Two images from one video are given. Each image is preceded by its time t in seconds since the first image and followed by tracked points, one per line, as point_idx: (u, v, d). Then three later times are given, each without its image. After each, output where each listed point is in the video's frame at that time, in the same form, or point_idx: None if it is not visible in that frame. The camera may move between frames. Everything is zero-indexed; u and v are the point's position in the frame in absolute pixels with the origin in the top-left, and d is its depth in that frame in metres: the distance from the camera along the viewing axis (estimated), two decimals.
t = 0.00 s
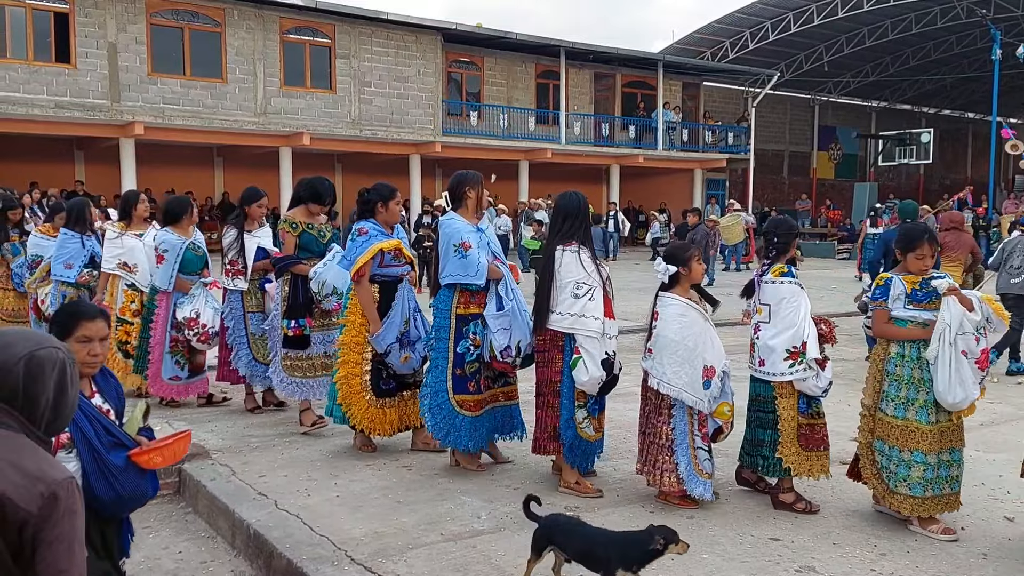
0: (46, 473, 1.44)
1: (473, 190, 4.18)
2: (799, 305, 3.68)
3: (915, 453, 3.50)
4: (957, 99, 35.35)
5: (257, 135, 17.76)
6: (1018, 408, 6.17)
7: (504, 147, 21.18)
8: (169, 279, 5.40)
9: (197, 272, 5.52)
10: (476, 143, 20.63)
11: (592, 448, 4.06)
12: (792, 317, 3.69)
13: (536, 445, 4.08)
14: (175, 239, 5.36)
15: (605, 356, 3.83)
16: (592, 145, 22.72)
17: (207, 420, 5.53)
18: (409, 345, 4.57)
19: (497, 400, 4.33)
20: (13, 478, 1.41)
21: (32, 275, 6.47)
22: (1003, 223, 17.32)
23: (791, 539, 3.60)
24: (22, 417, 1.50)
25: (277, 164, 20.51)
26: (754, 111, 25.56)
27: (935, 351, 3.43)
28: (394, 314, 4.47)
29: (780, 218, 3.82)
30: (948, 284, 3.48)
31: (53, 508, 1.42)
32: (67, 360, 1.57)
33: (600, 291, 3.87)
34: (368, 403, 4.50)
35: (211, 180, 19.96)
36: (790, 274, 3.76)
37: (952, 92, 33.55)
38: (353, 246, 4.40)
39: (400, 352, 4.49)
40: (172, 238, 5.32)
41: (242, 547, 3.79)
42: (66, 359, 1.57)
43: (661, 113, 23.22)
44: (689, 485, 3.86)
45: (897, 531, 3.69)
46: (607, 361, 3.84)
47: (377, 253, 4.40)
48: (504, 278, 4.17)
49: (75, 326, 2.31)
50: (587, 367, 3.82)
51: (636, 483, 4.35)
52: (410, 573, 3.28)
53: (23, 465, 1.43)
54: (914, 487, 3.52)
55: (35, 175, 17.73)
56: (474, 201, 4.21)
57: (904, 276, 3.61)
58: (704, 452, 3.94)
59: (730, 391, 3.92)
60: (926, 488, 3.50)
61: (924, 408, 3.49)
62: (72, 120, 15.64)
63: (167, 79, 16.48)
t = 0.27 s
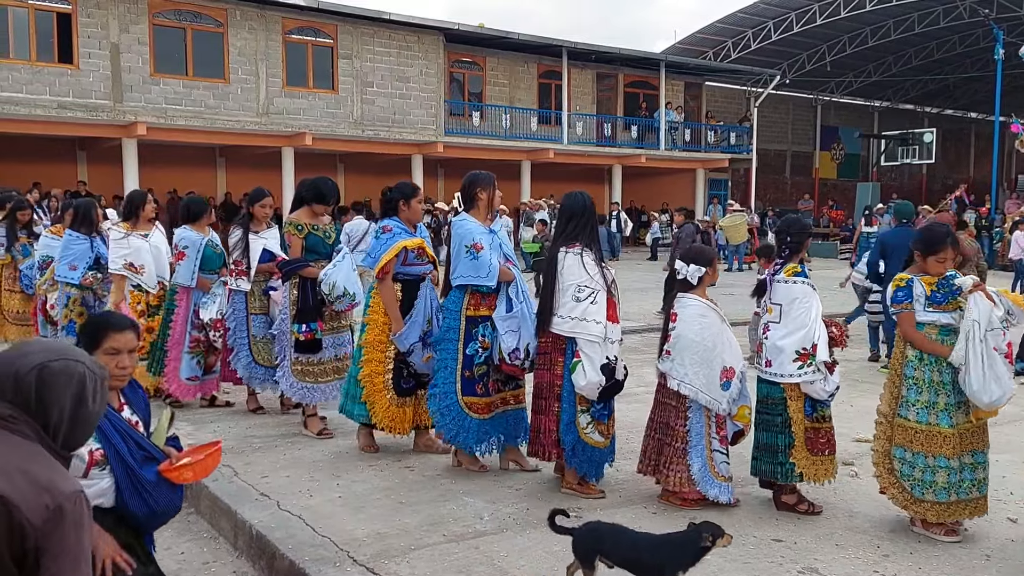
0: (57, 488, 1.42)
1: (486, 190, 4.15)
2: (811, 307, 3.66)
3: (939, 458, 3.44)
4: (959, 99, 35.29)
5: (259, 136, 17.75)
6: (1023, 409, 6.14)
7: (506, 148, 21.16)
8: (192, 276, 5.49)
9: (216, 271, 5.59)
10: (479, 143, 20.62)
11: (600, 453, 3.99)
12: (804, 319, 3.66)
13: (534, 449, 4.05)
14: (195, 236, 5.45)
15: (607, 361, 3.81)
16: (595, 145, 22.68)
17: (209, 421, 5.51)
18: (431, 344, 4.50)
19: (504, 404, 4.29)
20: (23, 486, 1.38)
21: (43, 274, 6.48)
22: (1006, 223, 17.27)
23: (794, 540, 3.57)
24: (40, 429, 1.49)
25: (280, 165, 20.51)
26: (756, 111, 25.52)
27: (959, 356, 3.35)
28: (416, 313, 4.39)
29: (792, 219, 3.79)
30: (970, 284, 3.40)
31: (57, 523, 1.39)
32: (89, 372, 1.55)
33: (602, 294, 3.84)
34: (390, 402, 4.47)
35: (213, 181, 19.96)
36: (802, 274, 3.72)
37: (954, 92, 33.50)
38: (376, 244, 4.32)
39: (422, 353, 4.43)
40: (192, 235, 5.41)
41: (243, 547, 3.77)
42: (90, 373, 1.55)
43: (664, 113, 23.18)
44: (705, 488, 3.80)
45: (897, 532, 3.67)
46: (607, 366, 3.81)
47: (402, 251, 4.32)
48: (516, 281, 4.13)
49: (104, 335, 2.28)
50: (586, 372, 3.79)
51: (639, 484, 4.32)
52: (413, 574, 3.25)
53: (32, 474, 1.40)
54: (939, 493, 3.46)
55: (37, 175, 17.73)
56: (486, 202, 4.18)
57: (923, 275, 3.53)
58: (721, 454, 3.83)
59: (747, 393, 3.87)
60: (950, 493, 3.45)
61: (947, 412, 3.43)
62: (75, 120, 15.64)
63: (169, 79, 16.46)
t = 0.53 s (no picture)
0: (67, 491, 1.40)
1: (499, 189, 4.11)
2: (823, 309, 3.62)
3: (955, 463, 3.41)
4: (961, 99, 35.25)
5: (261, 136, 17.72)
6: None
7: (508, 147, 21.12)
8: (204, 276, 5.51)
9: (228, 271, 5.60)
10: (481, 143, 20.60)
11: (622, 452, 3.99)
12: (816, 320, 3.63)
13: (537, 452, 4.03)
14: (208, 236, 5.46)
15: (603, 364, 3.77)
16: (597, 145, 22.65)
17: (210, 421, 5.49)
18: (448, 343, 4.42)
19: (521, 402, 4.26)
20: (32, 490, 1.36)
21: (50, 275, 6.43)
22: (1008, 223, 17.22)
23: (799, 542, 3.55)
24: (52, 433, 1.48)
25: (282, 165, 20.49)
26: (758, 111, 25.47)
27: (973, 362, 3.32)
28: (433, 312, 4.33)
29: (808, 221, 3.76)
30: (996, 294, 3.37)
31: (65, 528, 1.37)
32: (106, 382, 1.55)
33: (601, 297, 3.81)
34: (417, 402, 4.43)
35: (215, 180, 19.95)
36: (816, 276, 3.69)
37: (956, 92, 33.45)
38: (394, 242, 4.29)
39: (439, 352, 4.36)
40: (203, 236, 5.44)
41: (246, 548, 3.75)
42: (105, 381, 1.55)
43: (666, 113, 23.15)
44: (725, 488, 3.76)
45: (902, 532, 3.65)
46: (605, 369, 3.77)
47: (419, 249, 4.28)
48: (532, 280, 4.11)
49: (164, 342, 2.25)
50: (583, 375, 3.77)
51: (642, 485, 4.30)
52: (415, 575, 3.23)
53: (42, 478, 1.38)
54: (955, 498, 3.42)
55: (39, 175, 17.70)
56: (500, 201, 4.15)
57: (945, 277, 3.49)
58: (741, 455, 3.82)
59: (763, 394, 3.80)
60: (965, 497, 3.42)
61: (964, 416, 3.39)
62: (76, 120, 15.63)
63: (171, 79, 16.44)
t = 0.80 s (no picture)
0: (76, 497, 1.40)
1: (508, 189, 4.11)
2: (836, 309, 3.58)
3: (966, 466, 3.40)
4: (963, 99, 35.20)
5: (263, 135, 17.73)
6: None
7: (509, 147, 21.11)
8: (213, 277, 5.49)
9: (235, 270, 5.67)
10: (482, 143, 20.59)
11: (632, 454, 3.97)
12: (831, 320, 3.59)
13: (541, 452, 4.07)
14: (215, 237, 5.48)
15: (604, 367, 3.73)
16: (598, 145, 22.64)
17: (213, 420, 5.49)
18: (456, 345, 4.40)
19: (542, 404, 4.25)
20: (39, 492, 1.36)
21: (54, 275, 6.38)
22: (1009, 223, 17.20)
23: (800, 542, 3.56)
24: (60, 437, 1.48)
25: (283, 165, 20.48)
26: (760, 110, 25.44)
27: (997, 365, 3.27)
28: (441, 314, 4.29)
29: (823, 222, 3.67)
30: None
31: (74, 533, 1.37)
32: (113, 385, 1.55)
33: (608, 297, 3.77)
34: (423, 404, 4.41)
35: (217, 181, 19.96)
36: (832, 275, 3.64)
37: (958, 92, 33.40)
38: (403, 243, 4.27)
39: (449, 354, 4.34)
40: (211, 235, 5.45)
41: (249, 548, 3.74)
42: (112, 384, 1.55)
43: (667, 113, 23.13)
44: (738, 492, 3.69)
45: (904, 532, 3.65)
46: (606, 372, 3.73)
47: (428, 250, 4.26)
48: (546, 279, 4.10)
49: (212, 332, 2.20)
50: (583, 376, 3.75)
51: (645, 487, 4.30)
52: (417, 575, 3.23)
53: (49, 481, 1.38)
54: (966, 501, 3.42)
55: (41, 176, 17.72)
56: (510, 201, 4.14)
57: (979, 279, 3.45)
58: (751, 458, 3.74)
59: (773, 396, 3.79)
60: (976, 501, 3.42)
61: (977, 419, 3.38)
62: (79, 120, 15.63)
63: (172, 79, 16.45)
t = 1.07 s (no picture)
0: (74, 490, 1.40)
1: (516, 189, 4.10)
2: (849, 307, 3.58)
3: (990, 467, 3.39)
4: (965, 98, 35.17)
5: (265, 135, 17.73)
6: None
7: (511, 147, 21.11)
8: (220, 280, 5.47)
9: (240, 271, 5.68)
10: (484, 143, 20.58)
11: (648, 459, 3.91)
12: (841, 318, 3.60)
13: (551, 456, 4.06)
14: (222, 239, 5.43)
15: (623, 367, 3.71)
16: (599, 145, 22.63)
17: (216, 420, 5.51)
18: (461, 350, 4.39)
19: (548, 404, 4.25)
20: (40, 490, 1.36)
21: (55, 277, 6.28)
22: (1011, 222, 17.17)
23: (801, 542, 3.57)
24: (54, 432, 1.48)
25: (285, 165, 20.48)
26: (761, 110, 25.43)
27: (1011, 361, 3.24)
28: (448, 317, 4.29)
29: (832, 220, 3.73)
30: None
31: (74, 526, 1.38)
32: (102, 375, 1.56)
33: (628, 298, 3.75)
34: (424, 409, 4.40)
35: (218, 180, 19.97)
36: (844, 272, 3.64)
37: (960, 91, 33.36)
38: (408, 245, 4.26)
39: (453, 359, 4.33)
40: (215, 236, 5.42)
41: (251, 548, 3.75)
42: (101, 376, 1.56)
43: (669, 113, 23.12)
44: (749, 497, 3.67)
45: (906, 533, 3.66)
46: (624, 373, 3.71)
47: (434, 251, 4.24)
48: (553, 281, 4.08)
49: (257, 330, 2.24)
50: (601, 376, 3.73)
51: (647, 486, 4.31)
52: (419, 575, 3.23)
53: (48, 476, 1.39)
54: (989, 503, 3.41)
55: (43, 175, 17.73)
56: (518, 201, 4.13)
57: (1004, 280, 3.43)
58: (762, 465, 3.72)
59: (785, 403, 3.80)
60: (1001, 503, 3.39)
61: (1002, 421, 3.37)
62: (81, 120, 15.64)
63: (174, 79, 16.46)
